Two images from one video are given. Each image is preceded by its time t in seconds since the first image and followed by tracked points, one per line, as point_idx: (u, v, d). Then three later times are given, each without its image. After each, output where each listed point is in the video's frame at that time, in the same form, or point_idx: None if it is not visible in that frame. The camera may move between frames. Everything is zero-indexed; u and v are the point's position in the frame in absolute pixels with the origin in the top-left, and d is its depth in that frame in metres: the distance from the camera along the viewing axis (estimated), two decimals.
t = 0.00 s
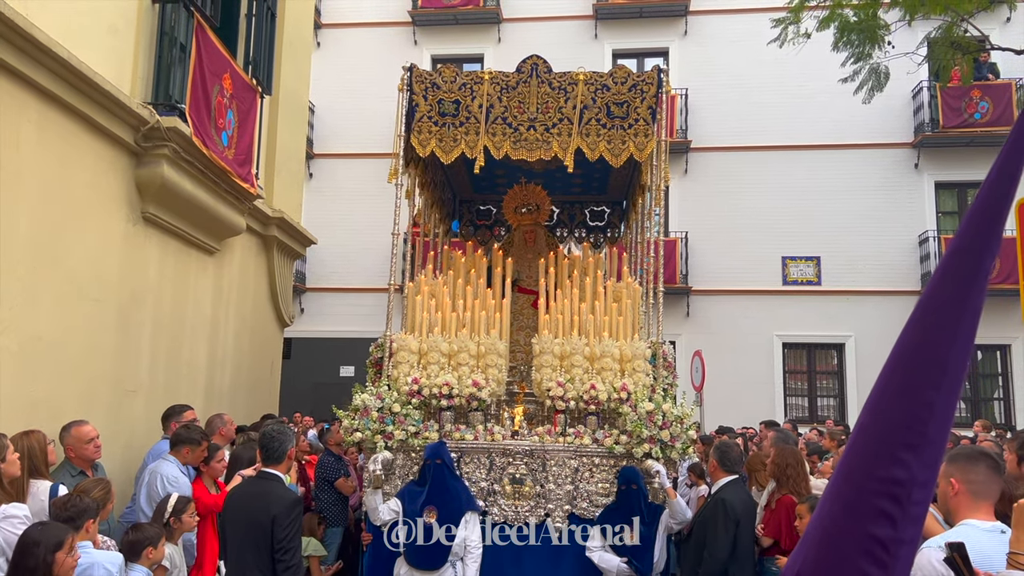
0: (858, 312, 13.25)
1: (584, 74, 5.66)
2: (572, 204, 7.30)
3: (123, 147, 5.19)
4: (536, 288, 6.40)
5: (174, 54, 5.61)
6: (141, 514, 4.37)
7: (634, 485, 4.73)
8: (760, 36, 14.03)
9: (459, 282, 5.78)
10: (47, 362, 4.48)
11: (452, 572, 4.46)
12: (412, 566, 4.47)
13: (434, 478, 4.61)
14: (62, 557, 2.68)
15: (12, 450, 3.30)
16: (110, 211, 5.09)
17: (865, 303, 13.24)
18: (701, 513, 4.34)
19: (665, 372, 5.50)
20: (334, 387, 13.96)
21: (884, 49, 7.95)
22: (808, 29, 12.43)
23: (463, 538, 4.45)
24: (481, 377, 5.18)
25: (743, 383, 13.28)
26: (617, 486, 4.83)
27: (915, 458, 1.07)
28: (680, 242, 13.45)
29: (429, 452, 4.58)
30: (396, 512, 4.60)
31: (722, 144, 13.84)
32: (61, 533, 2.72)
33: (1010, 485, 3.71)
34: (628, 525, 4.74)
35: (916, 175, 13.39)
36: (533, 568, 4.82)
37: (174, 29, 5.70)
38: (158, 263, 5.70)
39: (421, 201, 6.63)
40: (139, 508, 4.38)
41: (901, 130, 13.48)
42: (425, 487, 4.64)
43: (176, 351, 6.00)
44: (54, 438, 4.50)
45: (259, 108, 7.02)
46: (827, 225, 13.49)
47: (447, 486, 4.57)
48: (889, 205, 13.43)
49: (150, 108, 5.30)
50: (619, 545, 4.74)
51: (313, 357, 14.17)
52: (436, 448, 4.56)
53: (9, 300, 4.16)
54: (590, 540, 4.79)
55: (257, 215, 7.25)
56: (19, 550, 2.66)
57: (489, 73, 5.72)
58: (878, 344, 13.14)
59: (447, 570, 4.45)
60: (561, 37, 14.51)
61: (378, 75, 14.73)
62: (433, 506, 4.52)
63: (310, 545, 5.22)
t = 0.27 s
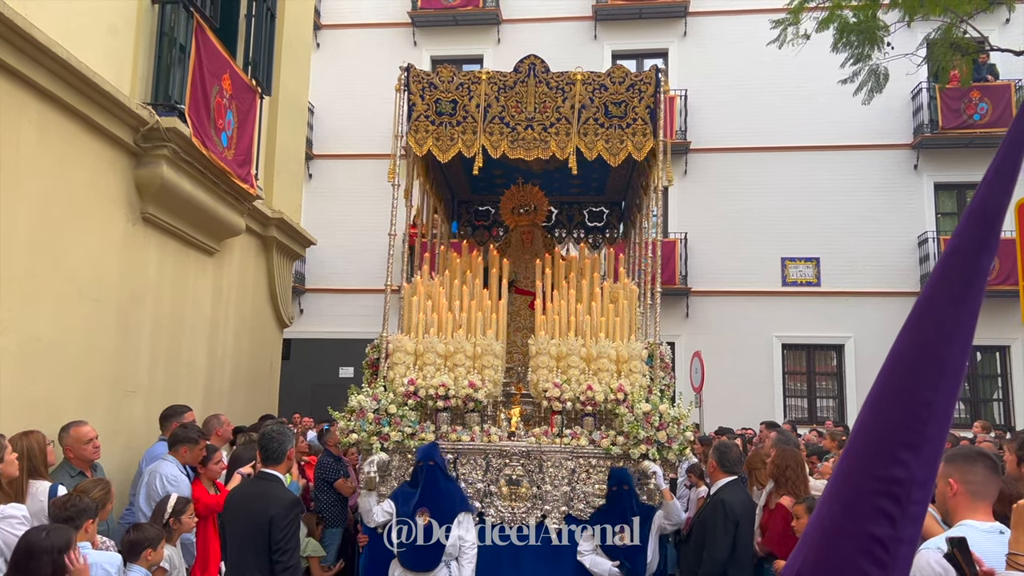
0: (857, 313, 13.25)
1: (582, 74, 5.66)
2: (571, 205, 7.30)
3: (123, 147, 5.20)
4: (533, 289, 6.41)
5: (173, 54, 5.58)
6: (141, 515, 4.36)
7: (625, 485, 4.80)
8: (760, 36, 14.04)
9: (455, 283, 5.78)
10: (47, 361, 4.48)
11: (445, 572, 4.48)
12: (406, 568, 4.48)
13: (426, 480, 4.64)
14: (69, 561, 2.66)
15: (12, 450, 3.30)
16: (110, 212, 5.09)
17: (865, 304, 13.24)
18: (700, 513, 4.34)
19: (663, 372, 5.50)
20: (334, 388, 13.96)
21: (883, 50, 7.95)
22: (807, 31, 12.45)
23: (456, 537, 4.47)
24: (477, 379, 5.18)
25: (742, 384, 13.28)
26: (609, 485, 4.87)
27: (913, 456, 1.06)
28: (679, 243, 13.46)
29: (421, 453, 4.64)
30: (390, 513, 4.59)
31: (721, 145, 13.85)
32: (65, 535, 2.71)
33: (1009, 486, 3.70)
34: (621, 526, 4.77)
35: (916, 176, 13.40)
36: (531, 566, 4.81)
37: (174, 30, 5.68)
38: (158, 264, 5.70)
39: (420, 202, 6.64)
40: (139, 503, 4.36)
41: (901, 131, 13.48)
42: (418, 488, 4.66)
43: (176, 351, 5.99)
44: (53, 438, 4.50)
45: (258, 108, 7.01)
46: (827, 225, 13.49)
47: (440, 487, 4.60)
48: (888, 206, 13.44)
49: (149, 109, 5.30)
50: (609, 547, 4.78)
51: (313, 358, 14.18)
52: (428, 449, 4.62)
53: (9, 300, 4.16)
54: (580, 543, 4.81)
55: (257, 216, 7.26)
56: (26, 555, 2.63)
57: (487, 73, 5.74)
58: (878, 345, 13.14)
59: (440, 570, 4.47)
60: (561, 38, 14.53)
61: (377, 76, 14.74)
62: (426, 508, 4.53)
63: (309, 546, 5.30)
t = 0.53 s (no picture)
0: (857, 314, 13.24)
1: (579, 73, 5.67)
2: (569, 205, 7.30)
3: (122, 147, 5.20)
4: (535, 289, 6.40)
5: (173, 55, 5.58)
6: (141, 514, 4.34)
7: (617, 484, 4.89)
8: (759, 37, 14.04)
9: (457, 281, 5.76)
10: (46, 361, 4.48)
11: (445, 572, 4.53)
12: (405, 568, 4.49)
13: (421, 480, 4.65)
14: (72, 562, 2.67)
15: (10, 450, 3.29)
16: (109, 211, 5.08)
17: (865, 305, 13.24)
18: (699, 513, 4.34)
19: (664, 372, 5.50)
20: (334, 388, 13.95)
21: (883, 51, 7.96)
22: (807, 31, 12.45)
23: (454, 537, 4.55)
24: (479, 378, 5.17)
25: (743, 385, 13.27)
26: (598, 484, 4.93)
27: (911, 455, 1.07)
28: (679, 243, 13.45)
29: (417, 454, 4.63)
30: (387, 513, 4.64)
31: (721, 145, 13.85)
32: (67, 535, 2.71)
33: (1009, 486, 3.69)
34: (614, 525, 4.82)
35: (915, 176, 13.40)
36: (532, 568, 4.84)
37: (174, 30, 5.68)
38: (157, 264, 5.70)
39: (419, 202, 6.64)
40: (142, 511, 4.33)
41: (900, 132, 13.49)
42: (414, 489, 4.68)
43: (175, 349, 5.99)
44: (52, 438, 4.49)
45: (258, 108, 7.01)
46: (827, 226, 13.49)
47: (436, 487, 4.63)
48: (888, 206, 13.44)
49: (149, 109, 5.29)
50: (604, 547, 4.81)
51: (312, 358, 14.17)
52: (424, 449, 4.62)
53: (8, 300, 4.16)
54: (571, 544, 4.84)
55: (257, 216, 7.26)
56: (28, 555, 2.62)
57: (484, 72, 5.75)
58: (877, 345, 13.14)
59: (439, 570, 4.51)
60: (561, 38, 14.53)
61: (377, 76, 14.74)
62: (423, 508, 4.57)
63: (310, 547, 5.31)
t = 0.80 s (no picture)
0: (858, 314, 13.24)
1: (579, 73, 5.67)
2: (570, 204, 7.31)
3: (123, 147, 5.19)
4: (538, 289, 6.40)
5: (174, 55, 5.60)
6: (143, 514, 4.34)
7: (609, 484, 4.75)
8: (759, 37, 14.05)
9: (460, 281, 5.77)
10: (47, 361, 4.48)
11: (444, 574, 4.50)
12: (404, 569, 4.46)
13: (424, 481, 4.63)
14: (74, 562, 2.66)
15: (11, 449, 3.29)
16: (109, 211, 5.08)
17: (865, 305, 13.24)
18: (700, 512, 4.34)
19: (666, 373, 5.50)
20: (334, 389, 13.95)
21: (884, 51, 7.96)
22: (807, 32, 12.45)
23: (455, 538, 4.51)
24: (483, 378, 5.19)
25: (743, 386, 13.27)
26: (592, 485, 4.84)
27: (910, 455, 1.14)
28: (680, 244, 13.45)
29: (419, 454, 4.62)
30: (389, 513, 4.63)
31: (721, 146, 13.86)
32: (68, 534, 2.71)
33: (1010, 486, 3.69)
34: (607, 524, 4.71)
35: (916, 176, 13.40)
36: (533, 568, 4.81)
37: (174, 30, 5.71)
38: (158, 264, 5.69)
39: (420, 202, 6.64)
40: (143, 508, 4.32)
41: (901, 132, 13.48)
42: (416, 489, 4.67)
43: (176, 348, 5.99)
44: (53, 438, 4.50)
45: (259, 108, 7.01)
46: (827, 226, 13.49)
47: (438, 488, 4.59)
48: (888, 207, 13.44)
49: (149, 108, 5.29)
50: (597, 546, 4.72)
51: (312, 358, 14.17)
52: (427, 450, 4.60)
53: (9, 299, 4.16)
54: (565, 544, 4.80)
55: (257, 216, 7.26)
56: (28, 554, 2.61)
57: (484, 71, 5.76)
58: (878, 346, 13.14)
59: (439, 572, 4.48)
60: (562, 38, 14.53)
61: (377, 76, 14.74)
62: (424, 509, 4.53)
63: (311, 551, 5.24)
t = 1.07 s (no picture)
0: (858, 314, 13.24)
1: (583, 71, 5.67)
2: (572, 204, 7.31)
3: (124, 147, 5.19)
4: (538, 289, 6.40)
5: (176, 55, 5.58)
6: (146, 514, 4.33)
7: (606, 485, 4.71)
8: (760, 37, 14.05)
9: (459, 281, 5.78)
10: (48, 361, 4.47)
11: None
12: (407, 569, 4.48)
13: (431, 480, 4.59)
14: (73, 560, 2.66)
15: (12, 449, 3.29)
16: (110, 211, 5.08)
17: (866, 305, 13.23)
18: (701, 513, 4.34)
19: (667, 372, 5.50)
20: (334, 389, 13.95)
21: (885, 51, 7.95)
22: (808, 32, 12.45)
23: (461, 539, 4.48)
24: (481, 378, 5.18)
25: (743, 386, 13.26)
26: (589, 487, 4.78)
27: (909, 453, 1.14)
28: (680, 244, 13.44)
29: (428, 453, 4.60)
30: (394, 513, 4.64)
31: (722, 146, 13.86)
32: (68, 534, 2.71)
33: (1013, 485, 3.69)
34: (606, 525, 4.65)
35: (917, 176, 13.39)
36: (533, 568, 4.81)
37: (176, 29, 5.69)
38: (159, 264, 5.69)
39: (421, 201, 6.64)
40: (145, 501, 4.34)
41: (902, 132, 13.48)
42: (422, 488, 4.65)
43: (177, 348, 5.99)
44: (54, 438, 4.50)
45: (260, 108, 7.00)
46: (828, 226, 13.49)
47: (445, 489, 4.56)
48: (889, 207, 13.44)
49: (151, 108, 5.28)
50: (596, 547, 4.65)
51: (313, 358, 14.18)
52: (436, 449, 4.58)
53: (10, 298, 4.16)
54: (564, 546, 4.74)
55: (258, 216, 7.26)
56: (27, 550, 2.62)
57: (486, 70, 5.75)
58: (879, 346, 13.13)
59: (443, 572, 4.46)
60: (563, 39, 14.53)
61: (378, 77, 14.75)
62: (429, 509, 4.52)
63: (311, 550, 5.21)
